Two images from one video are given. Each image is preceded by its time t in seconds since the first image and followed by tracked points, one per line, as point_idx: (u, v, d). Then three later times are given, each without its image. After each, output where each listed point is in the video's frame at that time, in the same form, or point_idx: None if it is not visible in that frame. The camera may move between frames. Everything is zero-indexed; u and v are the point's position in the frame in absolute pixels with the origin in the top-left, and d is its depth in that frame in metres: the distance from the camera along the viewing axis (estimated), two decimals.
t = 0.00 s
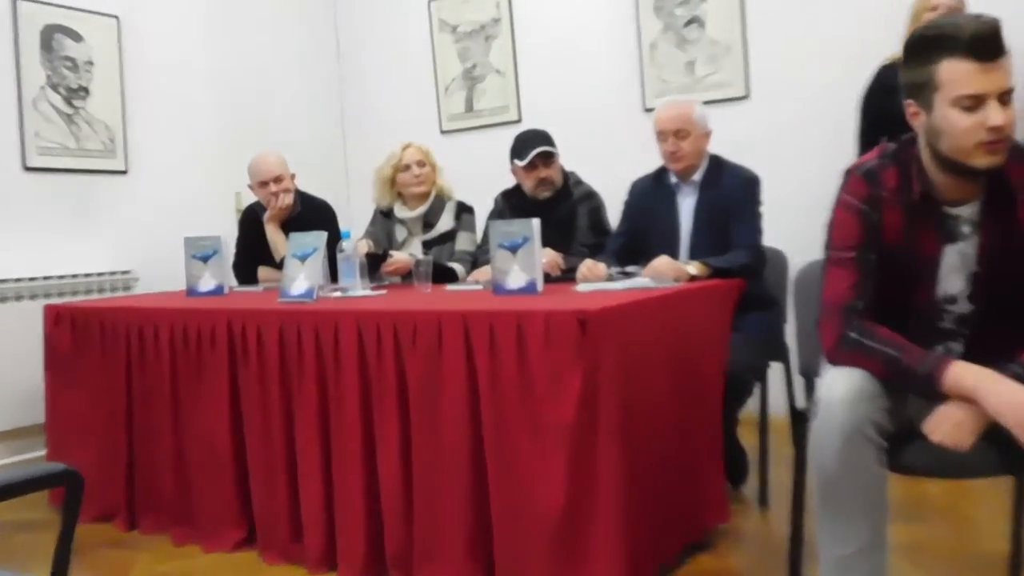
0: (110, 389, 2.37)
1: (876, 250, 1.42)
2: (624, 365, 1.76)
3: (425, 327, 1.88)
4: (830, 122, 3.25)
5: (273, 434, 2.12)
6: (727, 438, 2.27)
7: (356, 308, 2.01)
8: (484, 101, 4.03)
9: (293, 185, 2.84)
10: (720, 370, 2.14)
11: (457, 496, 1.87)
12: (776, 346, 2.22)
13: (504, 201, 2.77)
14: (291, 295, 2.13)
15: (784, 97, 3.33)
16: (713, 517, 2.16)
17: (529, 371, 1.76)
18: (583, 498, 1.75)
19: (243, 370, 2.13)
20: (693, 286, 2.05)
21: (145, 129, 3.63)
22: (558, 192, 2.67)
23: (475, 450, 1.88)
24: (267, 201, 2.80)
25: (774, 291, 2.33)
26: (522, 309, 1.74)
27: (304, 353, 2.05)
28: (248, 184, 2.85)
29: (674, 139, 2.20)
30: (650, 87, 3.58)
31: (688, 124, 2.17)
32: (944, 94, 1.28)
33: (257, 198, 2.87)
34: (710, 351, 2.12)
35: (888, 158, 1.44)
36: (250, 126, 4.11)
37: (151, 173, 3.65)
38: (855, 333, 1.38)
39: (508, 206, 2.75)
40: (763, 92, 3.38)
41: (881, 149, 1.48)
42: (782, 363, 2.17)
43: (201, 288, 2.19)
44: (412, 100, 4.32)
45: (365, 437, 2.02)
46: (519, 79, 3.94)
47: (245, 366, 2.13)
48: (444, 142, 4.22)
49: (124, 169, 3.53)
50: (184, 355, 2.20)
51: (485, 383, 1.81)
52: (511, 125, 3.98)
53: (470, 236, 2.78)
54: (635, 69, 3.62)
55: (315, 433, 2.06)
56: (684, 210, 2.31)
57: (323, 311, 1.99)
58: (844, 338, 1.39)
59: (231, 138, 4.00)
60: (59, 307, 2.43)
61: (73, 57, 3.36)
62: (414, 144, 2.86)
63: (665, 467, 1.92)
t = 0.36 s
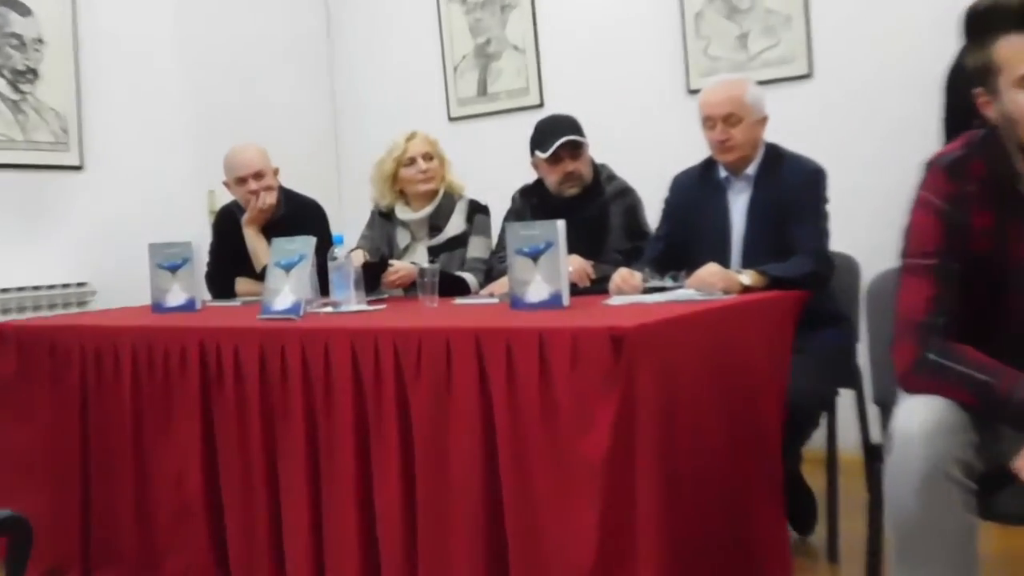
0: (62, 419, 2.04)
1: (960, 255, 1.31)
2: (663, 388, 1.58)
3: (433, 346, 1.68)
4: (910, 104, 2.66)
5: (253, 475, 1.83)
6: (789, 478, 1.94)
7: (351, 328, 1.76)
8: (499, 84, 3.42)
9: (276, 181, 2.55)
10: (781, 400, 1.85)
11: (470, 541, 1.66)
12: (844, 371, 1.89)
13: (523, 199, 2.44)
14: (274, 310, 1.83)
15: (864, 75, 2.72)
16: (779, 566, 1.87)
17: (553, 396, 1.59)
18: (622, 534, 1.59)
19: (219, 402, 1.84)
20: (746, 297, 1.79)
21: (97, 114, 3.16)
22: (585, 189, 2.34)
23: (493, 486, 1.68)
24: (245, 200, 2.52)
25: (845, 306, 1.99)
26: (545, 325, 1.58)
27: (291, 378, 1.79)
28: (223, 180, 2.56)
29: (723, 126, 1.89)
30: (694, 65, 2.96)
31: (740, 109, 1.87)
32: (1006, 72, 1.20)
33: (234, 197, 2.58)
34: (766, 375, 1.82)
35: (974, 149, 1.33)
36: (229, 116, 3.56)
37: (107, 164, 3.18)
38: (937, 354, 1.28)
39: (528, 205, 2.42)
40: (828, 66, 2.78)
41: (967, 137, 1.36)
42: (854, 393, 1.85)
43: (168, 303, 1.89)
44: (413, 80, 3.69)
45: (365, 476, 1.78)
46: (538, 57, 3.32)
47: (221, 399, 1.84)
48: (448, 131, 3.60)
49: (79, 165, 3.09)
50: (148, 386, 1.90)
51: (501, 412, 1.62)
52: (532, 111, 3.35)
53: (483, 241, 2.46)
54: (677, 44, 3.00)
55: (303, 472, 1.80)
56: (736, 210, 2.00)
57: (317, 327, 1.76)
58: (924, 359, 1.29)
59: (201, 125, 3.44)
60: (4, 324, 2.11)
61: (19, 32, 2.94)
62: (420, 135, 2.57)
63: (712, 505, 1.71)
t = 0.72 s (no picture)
0: None
1: None
2: (705, 422, 1.31)
3: (429, 370, 1.41)
4: (992, 84, 2.26)
5: (214, 522, 1.55)
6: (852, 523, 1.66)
7: (333, 348, 1.47)
8: (508, 59, 2.95)
9: (243, 174, 2.30)
10: (841, 432, 1.58)
11: None
12: (913, 397, 1.65)
13: (534, 195, 2.17)
14: (239, 328, 1.55)
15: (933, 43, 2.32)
16: None
17: (570, 430, 1.32)
18: None
19: (177, 435, 1.57)
20: (799, 311, 1.52)
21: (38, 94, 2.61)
22: (609, 185, 2.06)
23: (495, 540, 1.40)
24: (207, 196, 2.27)
25: (916, 322, 1.71)
26: (562, 345, 1.32)
27: (260, 407, 1.52)
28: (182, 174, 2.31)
29: (772, 109, 1.68)
30: (737, 38, 2.54)
31: (792, 88, 1.66)
32: None
33: (194, 193, 2.33)
34: (825, 404, 1.55)
35: None
36: (189, 101, 3.03)
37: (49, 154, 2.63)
38: None
39: (541, 203, 2.15)
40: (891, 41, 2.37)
41: None
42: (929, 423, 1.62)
43: (116, 318, 1.72)
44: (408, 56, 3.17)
45: (347, 526, 1.50)
46: (553, 28, 2.86)
47: (179, 429, 1.57)
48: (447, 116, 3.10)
49: (10, 155, 2.54)
50: (91, 417, 1.64)
51: (509, 450, 1.35)
52: (545, 92, 2.90)
53: (489, 245, 2.18)
54: (717, 13, 2.58)
55: (274, 521, 1.52)
56: (786, 208, 1.75)
57: (292, 346, 1.49)
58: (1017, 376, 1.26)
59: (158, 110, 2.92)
60: None
61: None
62: (411, 120, 2.31)
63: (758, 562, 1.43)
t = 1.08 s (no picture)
0: None
1: None
2: (723, 438, 1.22)
3: (426, 381, 1.31)
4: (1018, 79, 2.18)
5: (197, 544, 1.47)
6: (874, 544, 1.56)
7: (326, 357, 1.38)
8: (513, 48, 2.84)
9: (229, 171, 2.23)
10: (865, 445, 1.49)
11: None
12: (942, 411, 1.56)
13: (540, 194, 2.08)
14: (226, 335, 1.47)
15: (955, 32, 2.25)
16: None
17: (577, 446, 1.23)
18: None
19: (160, 450, 1.49)
20: (822, 317, 1.43)
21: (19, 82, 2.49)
22: (620, 184, 1.97)
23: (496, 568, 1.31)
24: (192, 195, 2.20)
25: (942, 328, 1.62)
26: (570, 354, 1.23)
27: (246, 419, 1.43)
28: (166, 172, 2.25)
29: (794, 103, 1.59)
30: (757, 28, 2.45)
31: (817, 82, 1.57)
32: None
33: (177, 192, 2.26)
34: (848, 416, 1.46)
35: None
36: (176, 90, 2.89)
37: (18, 148, 2.54)
38: None
39: (547, 202, 2.06)
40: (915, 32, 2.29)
41: None
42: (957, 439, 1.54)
43: (96, 326, 1.68)
44: (407, 46, 3.06)
45: (339, 549, 1.41)
46: (562, 16, 2.76)
47: (161, 448, 1.48)
48: (448, 108, 2.99)
49: None
50: (69, 431, 1.56)
51: (512, 467, 1.26)
52: (552, 83, 2.79)
53: (491, 248, 2.09)
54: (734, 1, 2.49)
55: (261, 543, 1.43)
56: (808, 209, 1.66)
57: (282, 354, 1.40)
58: None
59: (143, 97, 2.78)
60: None
61: None
62: (408, 115, 2.22)
63: None
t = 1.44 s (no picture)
0: None
1: None
2: (720, 437, 1.22)
3: (423, 380, 1.31)
4: (1015, 80, 2.19)
5: (195, 545, 1.46)
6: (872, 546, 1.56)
7: (322, 355, 1.38)
8: (511, 47, 2.84)
9: (226, 170, 2.23)
10: (863, 445, 1.49)
11: None
12: (939, 412, 1.56)
13: (537, 192, 2.08)
14: (222, 333, 1.47)
15: (953, 31, 2.25)
16: None
17: (575, 444, 1.23)
18: None
19: (156, 450, 1.48)
20: (819, 316, 1.43)
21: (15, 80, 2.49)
22: (617, 182, 1.97)
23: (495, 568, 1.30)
24: (189, 193, 2.19)
25: (939, 327, 1.63)
26: (567, 353, 1.23)
27: (243, 418, 1.42)
28: (162, 170, 2.24)
29: (792, 103, 1.59)
30: (755, 27, 2.45)
31: (815, 82, 1.57)
32: None
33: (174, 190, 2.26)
34: (845, 415, 1.46)
35: None
36: (172, 89, 2.89)
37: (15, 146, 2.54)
38: None
39: (543, 201, 2.06)
40: (914, 31, 2.29)
41: None
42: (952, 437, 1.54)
43: (92, 324, 1.68)
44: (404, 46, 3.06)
45: (335, 548, 1.41)
46: (560, 15, 2.76)
47: (158, 450, 1.48)
48: (446, 107, 2.99)
49: None
50: (65, 433, 1.56)
51: (510, 465, 1.26)
52: (549, 82, 2.79)
53: (489, 246, 2.08)
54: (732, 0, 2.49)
55: (260, 544, 1.43)
56: (806, 208, 1.66)
57: (278, 353, 1.40)
58: None
59: (138, 96, 2.78)
60: None
61: None
62: (404, 114, 2.22)
63: None
